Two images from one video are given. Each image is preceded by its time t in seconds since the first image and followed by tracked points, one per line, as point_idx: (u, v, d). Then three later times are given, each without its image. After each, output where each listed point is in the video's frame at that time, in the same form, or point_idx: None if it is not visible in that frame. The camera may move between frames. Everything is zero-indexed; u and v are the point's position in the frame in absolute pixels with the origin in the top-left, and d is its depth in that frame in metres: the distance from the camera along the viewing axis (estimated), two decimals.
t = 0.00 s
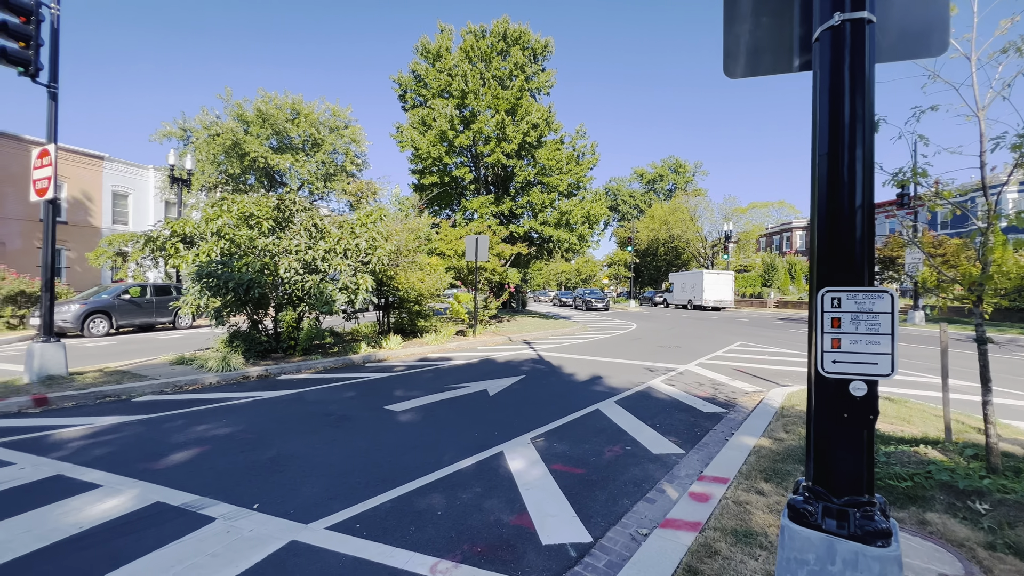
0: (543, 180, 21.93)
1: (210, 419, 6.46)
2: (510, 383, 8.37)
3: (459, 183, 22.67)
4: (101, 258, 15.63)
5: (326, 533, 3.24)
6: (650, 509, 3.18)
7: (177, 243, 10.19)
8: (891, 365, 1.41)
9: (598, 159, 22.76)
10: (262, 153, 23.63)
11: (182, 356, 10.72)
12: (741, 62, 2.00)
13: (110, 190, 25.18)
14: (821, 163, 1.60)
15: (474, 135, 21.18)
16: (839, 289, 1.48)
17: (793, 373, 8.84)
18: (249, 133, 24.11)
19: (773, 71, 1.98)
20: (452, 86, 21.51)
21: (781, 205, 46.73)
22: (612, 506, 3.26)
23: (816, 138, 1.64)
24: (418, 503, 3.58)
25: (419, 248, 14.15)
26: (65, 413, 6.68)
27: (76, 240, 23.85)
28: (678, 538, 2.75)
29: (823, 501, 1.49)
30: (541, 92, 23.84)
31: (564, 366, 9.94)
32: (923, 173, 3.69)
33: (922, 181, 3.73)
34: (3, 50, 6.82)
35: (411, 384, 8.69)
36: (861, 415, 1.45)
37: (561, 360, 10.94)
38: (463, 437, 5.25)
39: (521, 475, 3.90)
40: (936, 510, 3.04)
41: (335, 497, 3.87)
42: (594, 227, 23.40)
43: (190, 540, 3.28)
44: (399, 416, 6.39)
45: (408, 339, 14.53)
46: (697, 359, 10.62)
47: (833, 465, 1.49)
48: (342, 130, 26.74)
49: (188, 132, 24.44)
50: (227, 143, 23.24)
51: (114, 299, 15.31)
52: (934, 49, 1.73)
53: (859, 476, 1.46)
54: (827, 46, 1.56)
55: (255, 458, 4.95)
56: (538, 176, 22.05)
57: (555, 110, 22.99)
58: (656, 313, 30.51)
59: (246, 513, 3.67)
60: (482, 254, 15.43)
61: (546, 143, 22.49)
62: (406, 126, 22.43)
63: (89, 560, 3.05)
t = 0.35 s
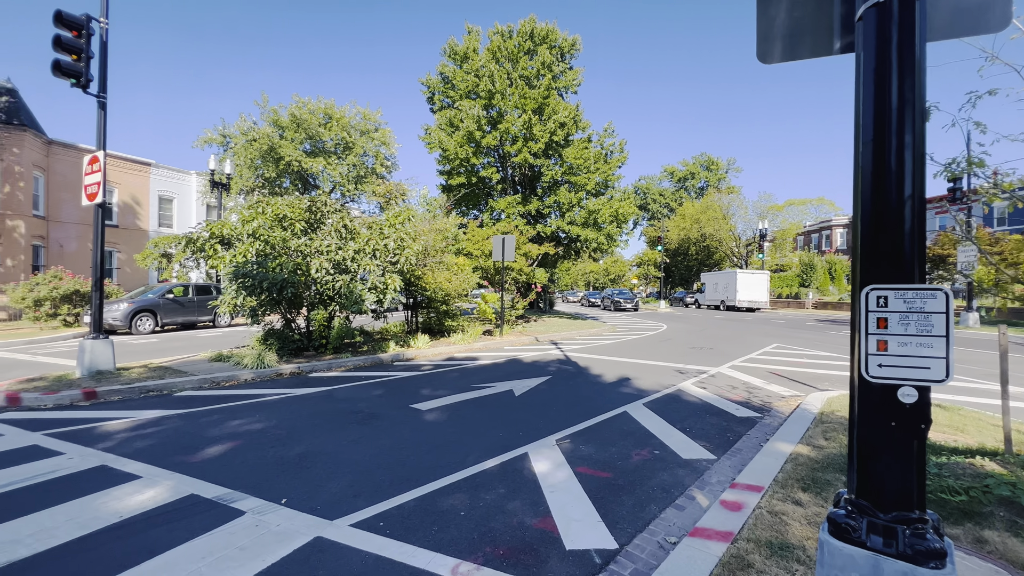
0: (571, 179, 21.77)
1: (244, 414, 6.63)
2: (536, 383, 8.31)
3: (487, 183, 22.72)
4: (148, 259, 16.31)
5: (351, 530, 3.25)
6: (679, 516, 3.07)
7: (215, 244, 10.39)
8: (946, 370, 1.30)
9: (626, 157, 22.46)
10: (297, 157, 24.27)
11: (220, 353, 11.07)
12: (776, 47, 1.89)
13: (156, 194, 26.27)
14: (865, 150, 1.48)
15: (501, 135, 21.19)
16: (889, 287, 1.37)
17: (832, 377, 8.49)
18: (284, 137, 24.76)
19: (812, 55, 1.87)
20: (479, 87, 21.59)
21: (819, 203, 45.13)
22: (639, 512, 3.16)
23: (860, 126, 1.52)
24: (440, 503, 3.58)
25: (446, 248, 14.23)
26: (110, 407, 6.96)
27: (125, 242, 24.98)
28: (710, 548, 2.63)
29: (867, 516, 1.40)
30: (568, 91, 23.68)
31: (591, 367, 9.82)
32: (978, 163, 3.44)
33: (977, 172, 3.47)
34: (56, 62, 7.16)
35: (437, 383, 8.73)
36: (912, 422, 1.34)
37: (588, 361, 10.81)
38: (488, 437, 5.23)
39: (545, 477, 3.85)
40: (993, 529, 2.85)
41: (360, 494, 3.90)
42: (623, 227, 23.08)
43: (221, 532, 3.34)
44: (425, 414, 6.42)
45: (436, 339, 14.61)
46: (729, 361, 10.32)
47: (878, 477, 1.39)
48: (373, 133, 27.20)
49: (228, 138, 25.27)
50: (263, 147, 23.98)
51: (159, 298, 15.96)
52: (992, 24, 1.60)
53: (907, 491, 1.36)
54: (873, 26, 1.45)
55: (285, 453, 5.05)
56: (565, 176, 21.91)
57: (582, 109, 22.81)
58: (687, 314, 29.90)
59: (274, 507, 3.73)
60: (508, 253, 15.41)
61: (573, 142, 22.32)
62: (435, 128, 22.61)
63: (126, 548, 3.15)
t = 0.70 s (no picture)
0: (599, 178, 21.55)
1: (279, 411, 6.78)
2: (565, 384, 8.24)
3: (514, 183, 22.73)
4: (190, 260, 16.94)
5: (382, 529, 3.27)
6: (718, 525, 2.98)
7: (252, 245, 10.68)
8: None
9: (656, 154, 22.10)
10: (329, 160, 24.83)
11: (256, 351, 11.39)
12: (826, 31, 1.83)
13: (198, 198, 27.29)
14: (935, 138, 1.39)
15: (528, 135, 21.14)
16: (962, 286, 1.28)
17: (875, 382, 8.12)
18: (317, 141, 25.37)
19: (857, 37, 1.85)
20: (507, 87, 21.61)
21: (859, 200, 43.38)
22: (674, 520, 3.08)
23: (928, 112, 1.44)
24: (470, 504, 3.57)
25: (474, 248, 14.28)
26: (154, 401, 7.24)
27: (170, 244, 26.06)
28: (753, 561, 2.54)
29: (937, 536, 1.32)
30: (596, 89, 23.44)
31: (621, 368, 9.67)
32: None
33: None
34: (106, 73, 7.48)
35: (465, 383, 8.75)
36: (988, 434, 1.26)
37: (617, 362, 10.66)
38: (517, 438, 5.20)
39: (577, 481, 3.80)
40: None
41: (391, 493, 3.92)
42: (652, 225, 22.70)
43: (258, 527, 3.41)
44: (454, 414, 6.44)
45: (464, 338, 14.67)
46: (765, 364, 10.00)
47: (950, 495, 1.32)
48: (402, 135, 27.58)
49: (264, 143, 26.01)
50: (297, 152, 24.63)
51: (200, 298, 16.58)
52: None
53: (983, 509, 1.28)
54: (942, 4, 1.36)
55: (318, 450, 5.14)
56: (593, 175, 21.70)
57: (611, 107, 22.57)
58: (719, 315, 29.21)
59: (309, 504, 3.79)
60: (536, 253, 15.34)
61: (601, 140, 22.10)
62: (462, 129, 22.72)
63: (169, 540, 3.24)
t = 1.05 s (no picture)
0: (628, 177, 21.28)
1: (315, 410, 6.94)
2: (596, 386, 8.15)
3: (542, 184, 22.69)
4: (230, 262, 17.56)
5: (419, 529, 3.31)
6: (765, 537, 2.90)
7: (288, 247, 10.89)
8: None
9: (687, 152, 21.70)
10: (361, 164, 25.33)
11: (292, 350, 11.70)
12: (882, 17, 1.86)
13: (237, 202, 28.25)
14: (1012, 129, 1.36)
15: (557, 134, 21.05)
16: None
17: (924, 387, 7.75)
18: (349, 145, 25.92)
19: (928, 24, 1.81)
20: (535, 87, 21.57)
21: (903, 196, 41.51)
22: (716, 529, 3.01)
23: (1004, 106, 1.41)
24: (506, 506, 3.58)
25: (503, 249, 14.30)
26: (199, 398, 7.53)
27: (211, 247, 27.07)
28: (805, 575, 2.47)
29: (1019, 561, 1.28)
30: (625, 87, 23.16)
31: (653, 370, 9.51)
32: None
33: None
34: (154, 83, 7.82)
35: (496, 384, 8.76)
36: None
37: (649, 364, 10.50)
38: (550, 440, 5.18)
39: (613, 487, 3.78)
40: None
41: (426, 493, 3.95)
42: (684, 225, 22.26)
43: (299, 523, 3.50)
44: (486, 415, 6.45)
45: (492, 339, 14.69)
46: (804, 367, 9.66)
47: None
48: (431, 138, 27.87)
49: (298, 147, 26.70)
50: (330, 155, 25.23)
51: (239, 298, 17.17)
52: None
53: None
54: None
55: (353, 449, 5.23)
56: (622, 174, 21.44)
57: (640, 105, 22.25)
58: (753, 316, 28.44)
59: (346, 502, 3.86)
60: (565, 254, 15.24)
61: (631, 139, 21.83)
62: (491, 130, 22.77)
63: (215, 534, 3.35)
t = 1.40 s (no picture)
0: (658, 175, 20.95)
1: (350, 408, 7.08)
2: (628, 388, 8.05)
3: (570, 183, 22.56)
4: (266, 263, 18.09)
5: (455, 530, 3.34)
6: (812, 550, 2.82)
7: (323, 248, 11.09)
8: None
9: (719, 149, 21.23)
10: (391, 166, 25.74)
11: (326, 349, 11.97)
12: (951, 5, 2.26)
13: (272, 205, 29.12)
14: None
15: (585, 133, 20.90)
16: None
17: (980, 395, 7.33)
18: (379, 148, 26.38)
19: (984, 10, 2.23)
20: (563, 87, 21.45)
21: (952, 191, 39.51)
22: (760, 540, 2.94)
23: None
24: (541, 509, 3.58)
25: (531, 249, 14.28)
26: (239, 394, 7.78)
27: (249, 248, 27.98)
28: None
29: None
30: (655, 83, 22.82)
31: (686, 373, 9.33)
32: None
33: None
34: (198, 92, 8.14)
35: (526, 384, 8.75)
36: None
37: (682, 366, 10.30)
38: (582, 443, 5.14)
39: (649, 492, 3.73)
40: None
41: (461, 494, 3.98)
42: (716, 224, 21.78)
43: (339, 520, 3.58)
44: (517, 416, 6.46)
45: (521, 339, 14.70)
46: (846, 372, 9.30)
47: None
48: (459, 139, 28.09)
49: (331, 151, 27.33)
50: (361, 158, 25.72)
51: (276, 298, 17.70)
52: None
53: None
54: None
55: (388, 447, 5.32)
56: (652, 172, 21.13)
57: (671, 102, 21.88)
58: (789, 318, 27.55)
59: (383, 500, 3.93)
60: (594, 254, 15.11)
61: (661, 136, 21.50)
62: (518, 130, 22.75)
63: (260, 528, 3.46)
